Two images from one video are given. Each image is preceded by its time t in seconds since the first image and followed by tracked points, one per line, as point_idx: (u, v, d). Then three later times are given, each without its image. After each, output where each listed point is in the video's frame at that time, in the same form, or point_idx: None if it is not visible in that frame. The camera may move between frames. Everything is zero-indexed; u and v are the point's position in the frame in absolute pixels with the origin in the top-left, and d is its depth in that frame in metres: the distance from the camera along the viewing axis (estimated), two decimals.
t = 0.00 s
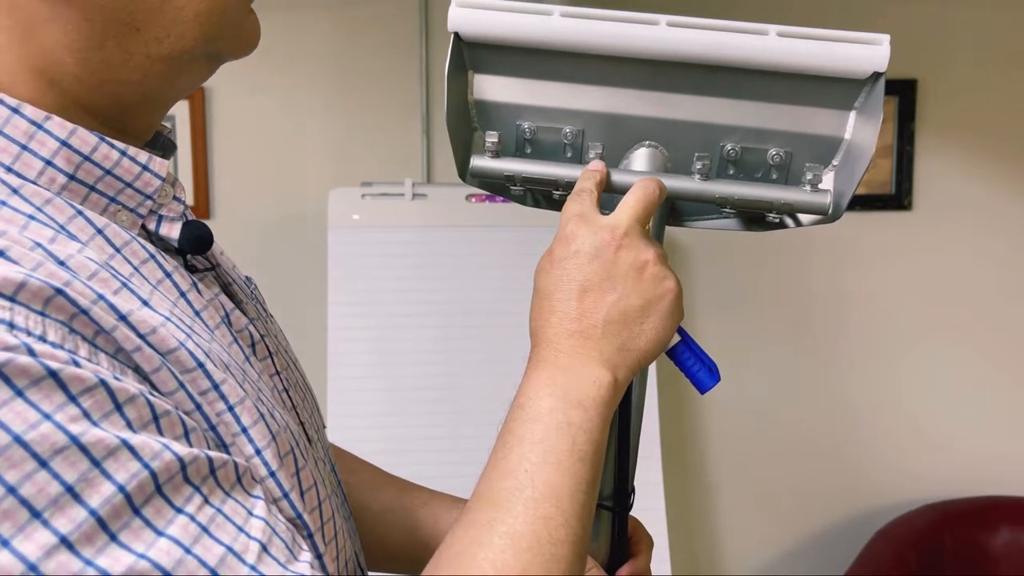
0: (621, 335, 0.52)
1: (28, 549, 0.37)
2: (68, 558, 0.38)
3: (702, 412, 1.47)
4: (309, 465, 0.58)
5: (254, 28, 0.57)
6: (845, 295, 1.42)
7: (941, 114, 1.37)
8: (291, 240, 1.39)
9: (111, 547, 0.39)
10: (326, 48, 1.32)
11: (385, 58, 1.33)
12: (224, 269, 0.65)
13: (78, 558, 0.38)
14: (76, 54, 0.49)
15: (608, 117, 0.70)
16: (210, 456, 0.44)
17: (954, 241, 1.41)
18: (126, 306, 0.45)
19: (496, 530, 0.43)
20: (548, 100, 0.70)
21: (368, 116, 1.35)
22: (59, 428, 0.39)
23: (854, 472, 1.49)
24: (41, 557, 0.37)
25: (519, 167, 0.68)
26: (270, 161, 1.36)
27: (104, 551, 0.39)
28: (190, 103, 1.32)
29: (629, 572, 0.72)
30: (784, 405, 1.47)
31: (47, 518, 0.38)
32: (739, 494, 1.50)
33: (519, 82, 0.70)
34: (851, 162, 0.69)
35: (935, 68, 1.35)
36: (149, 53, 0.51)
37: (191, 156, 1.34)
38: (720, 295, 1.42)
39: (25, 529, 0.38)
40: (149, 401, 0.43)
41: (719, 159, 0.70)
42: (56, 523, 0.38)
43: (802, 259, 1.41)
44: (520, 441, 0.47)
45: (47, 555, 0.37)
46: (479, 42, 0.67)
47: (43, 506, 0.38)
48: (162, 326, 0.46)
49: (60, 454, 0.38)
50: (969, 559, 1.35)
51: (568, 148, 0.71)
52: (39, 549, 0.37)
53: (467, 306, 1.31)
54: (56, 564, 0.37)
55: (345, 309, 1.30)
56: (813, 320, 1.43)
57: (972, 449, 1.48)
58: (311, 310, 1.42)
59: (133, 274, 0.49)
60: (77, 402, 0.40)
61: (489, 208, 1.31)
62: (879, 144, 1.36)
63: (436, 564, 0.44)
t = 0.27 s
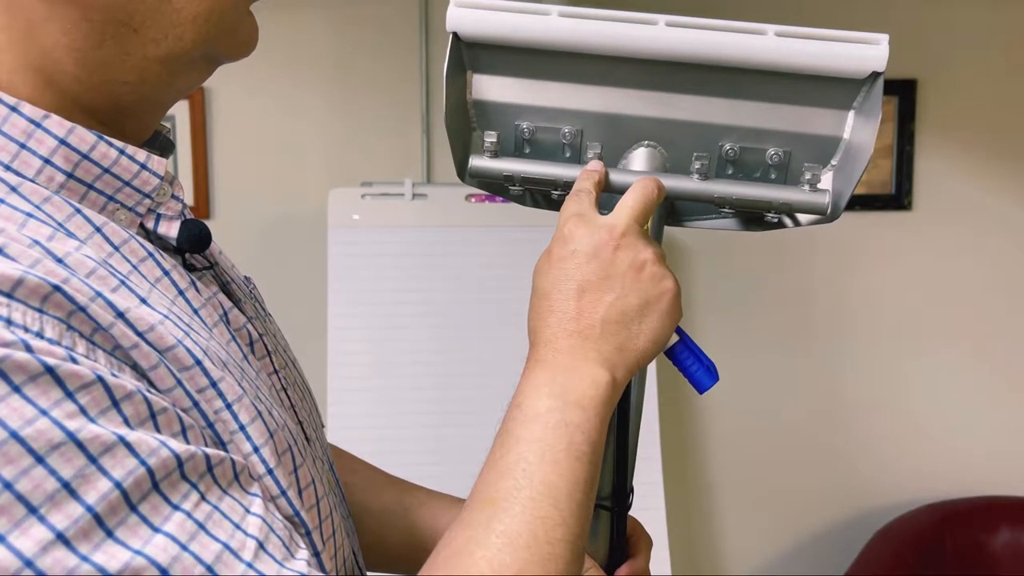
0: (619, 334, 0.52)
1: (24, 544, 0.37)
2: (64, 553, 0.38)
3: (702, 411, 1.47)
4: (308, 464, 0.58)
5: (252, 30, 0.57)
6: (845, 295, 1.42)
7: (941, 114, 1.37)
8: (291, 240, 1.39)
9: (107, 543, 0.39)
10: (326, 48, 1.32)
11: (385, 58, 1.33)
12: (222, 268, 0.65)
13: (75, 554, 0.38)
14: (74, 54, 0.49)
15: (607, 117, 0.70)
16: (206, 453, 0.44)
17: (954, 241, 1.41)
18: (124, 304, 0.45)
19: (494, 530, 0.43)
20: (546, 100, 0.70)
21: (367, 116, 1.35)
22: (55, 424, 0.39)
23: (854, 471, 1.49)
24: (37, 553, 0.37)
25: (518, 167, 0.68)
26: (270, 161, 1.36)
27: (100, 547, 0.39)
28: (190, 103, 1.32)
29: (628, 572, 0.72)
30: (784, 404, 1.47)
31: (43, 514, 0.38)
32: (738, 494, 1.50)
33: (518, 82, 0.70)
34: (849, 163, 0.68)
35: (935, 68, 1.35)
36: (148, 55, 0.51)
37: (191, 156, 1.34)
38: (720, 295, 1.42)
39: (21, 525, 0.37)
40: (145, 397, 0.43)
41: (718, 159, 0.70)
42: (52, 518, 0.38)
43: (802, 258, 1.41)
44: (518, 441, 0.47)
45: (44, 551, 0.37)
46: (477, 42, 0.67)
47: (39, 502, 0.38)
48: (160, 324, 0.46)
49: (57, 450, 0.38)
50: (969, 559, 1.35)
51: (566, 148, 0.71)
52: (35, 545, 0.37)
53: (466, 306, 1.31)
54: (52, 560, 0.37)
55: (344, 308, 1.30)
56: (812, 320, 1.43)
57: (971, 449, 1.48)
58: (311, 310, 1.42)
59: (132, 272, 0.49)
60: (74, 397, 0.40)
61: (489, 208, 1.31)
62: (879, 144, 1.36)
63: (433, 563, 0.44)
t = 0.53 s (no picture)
0: (616, 334, 0.52)
1: (23, 548, 0.37)
2: (63, 557, 0.38)
3: (702, 411, 1.47)
4: (308, 465, 0.58)
5: (246, 33, 0.58)
6: (845, 295, 1.42)
7: (941, 114, 1.37)
8: (291, 240, 1.39)
9: (106, 546, 0.39)
10: (327, 48, 1.32)
11: (385, 59, 1.33)
12: (222, 268, 0.65)
13: (73, 557, 0.38)
14: (72, 55, 0.49)
15: (604, 116, 0.70)
16: (206, 455, 0.44)
17: (954, 241, 1.41)
18: (123, 305, 0.45)
19: (491, 531, 0.43)
20: (543, 100, 0.70)
21: (368, 116, 1.35)
22: (54, 427, 0.39)
23: (853, 471, 1.49)
24: (36, 556, 0.37)
25: (515, 167, 0.68)
26: (270, 161, 1.36)
27: (99, 550, 0.39)
28: (190, 103, 1.32)
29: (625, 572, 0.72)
30: (784, 404, 1.47)
31: (42, 517, 0.38)
32: (738, 494, 1.50)
33: (514, 82, 0.70)
34: (846, 162, 0.68)
35: (935, 68, 1.35)
36: (147, 56, 0.51)
37: (191, 156, 1.34)
38: (719, 295, 1.42)
39: (20, 528, 0.38)
40: (145, 399, 0.42)
41: (715, 158, 0.70)
42: (50, 522, 0.38)
43: (802, 258, 1.41)
44: (515, 441, 0.47)
45: (43, 554, 0.37)
46: (474, 42, 0.67)
47: (38, 505, 0.38)
48: (160, 325, 0.46)
49: (56, 453, 0.38)
50: (969, 559, 1.35)
51: (563, 148, 0.71)
52: (34, 547, 0.37)
53: (466, 306, 1.31)
54: (51, 562, 0.37)
55: (343, 309, 1.30)
56: (812, 320, 1.43)
57: (971, 449, 1.48)
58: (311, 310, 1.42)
59: (132, 272, 0.49)
60: (73, 400, 0.40)
61: (489, 208, 1.31)
62: (879, 144, 1.36)
63: (430, 564, 0.44)
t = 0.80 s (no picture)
0: (614, 338, 0.52)
1: (24, 562, 0.37)
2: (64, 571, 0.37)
3: (702, 412, 1.47)
4: (309, 467, 0.58)
5: (252, 28, 0.57)
6: (845, 295, 1.42)
7: (941, 114, 1.36)
8: (290, 240, 1.39)
9: (107, 559, 0.39)
10: (326, 48, 1.32)
11: (385, 58, 1.33)
12: (223, 269, 0.65)
13: (75, 571, 0.38)
14: (77, 56, 0.49)
15: (602, 116, 0.70)
16: (208, 466, 0.44)
17: (953, 241, 1.41)
18: (126, 313, 0.45)
19: (489, 540, 0.43)
20: (540, 100, 0.70)
21: (367, 116, 1.35)
22: (56, 440, 0.38)
23: (854, 472, 1.49)
24: (38, 571, 0.37)
25: (513, 168, 0.68)
26: (270, 161, 1.36)
27: (100, 563, 0.38)
28: (190, 103, 1.32)
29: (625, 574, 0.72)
30: (784, 405, 1.47)
31: (43, 530, 0.38)
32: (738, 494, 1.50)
33: (512, 82, 0.70)
34: (846, 163, 0.68)
35: (935, 68, 1.35)
36: (152, 55, 0.51)
37: (191, 156, 1.34)
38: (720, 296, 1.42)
39: (22, 542, 0.37)
40: (147, 410, 0.42)
41: (714, 159, 0.70)
42: (52, 535, 0.38)
43: (802, 258, 1.41)
44: (513, 448, 0.47)
45: (44, 568, 0.37)
46: (471, 42, 0.67)
47: (40, 519, 0.38)
48: (162, 333, 0.46)
49: (58, 466, 0.38)
50: (970, 559, 1.35)
51: (561, 149, 0.71)
52: (36, 562, 0.37)
53: (465, 306, 1.31)
54: None
55: (343, 310, 1.29)
56: (812, 320, 1.43)
57: (971, 449, 1.47)
58: (311, 310, 1.41)
59: (134, 277, 0.48)
60: (76, 412, 0.39)
61: (489, 208, 1.31)
62: (880, 144, 1.36)
63: (428, 572, 0.44)
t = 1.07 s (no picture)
0: (614, 342, 0.52)
1: (21, 570, 0.37)
2: None
3: (702, 412, 1.47)
4: (309, 470, 0.57)
5: (259, 31, 0.57)
6: (845, 296, 1.42)
7: (941, 114, 1.36)
8: (290, 240, 1.39)
9: (105, 569, 0.39)
10: (325, 47, 1.32)
11: (385, 58, 1.33)
12: (224, 270, 0.65)
13: None
14: (77, 56, 0.49)
15: (603, 118, 0.69)
16: (208, 474, 0.44)
17: (954, 241, 1.41)
18: (125, 317, 0.45)
19: (488, 548, 0.43)
20: (541, 101, 0.69)
21: (367, 115, 1.35)
22: (54, 448, 0.38)
23: (854, 472, 1.49)
24: None
25: (513, 169, 0.68)
26: (269, 161, 1.36)
27: (98, 573, 0.38)
28: (190, 102, 1.32)
29: None
30: (784, 405, 1.46)
31: (41, 540, 0.38)
32: (739, 495, 1.49)
33: (512, 82, 0.70)
34: (850, 164, 0.68)
35: (935, 68, 1.35)
36: (153, 56, 0.51)
37: (191, 156, 1.33)
38: (720, 296, 1.42)
39: (18, 551, 0.37)
40: (147, 417, 0.42)
41: (716, 160, 0.70)
42: (49, 545, 0.38)
43: (802, 258, 1.41)
44: (512, 454, 0.46)
45: None
46: (472, 42, 0.66)
47: (37, 528, 0.38)
48: (162, 338, 0.46)
49: (56, 475, 0.38)
50: (970, 559, 1.34)
51: (562, 150, 0.70)
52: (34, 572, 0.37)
53: (466, 307, 1.31)
54: None
55: (343, 311, 1.29)
56: (813, 321, 1.43)
57: (971, 449, 1.47)
58: (311, 310, 1.41)
59: (134, 280, 0.48)
60: (74, 420, 0.39)
61: (488, 208, 1.31)
62: (880, 144, 1.35)
63: None
